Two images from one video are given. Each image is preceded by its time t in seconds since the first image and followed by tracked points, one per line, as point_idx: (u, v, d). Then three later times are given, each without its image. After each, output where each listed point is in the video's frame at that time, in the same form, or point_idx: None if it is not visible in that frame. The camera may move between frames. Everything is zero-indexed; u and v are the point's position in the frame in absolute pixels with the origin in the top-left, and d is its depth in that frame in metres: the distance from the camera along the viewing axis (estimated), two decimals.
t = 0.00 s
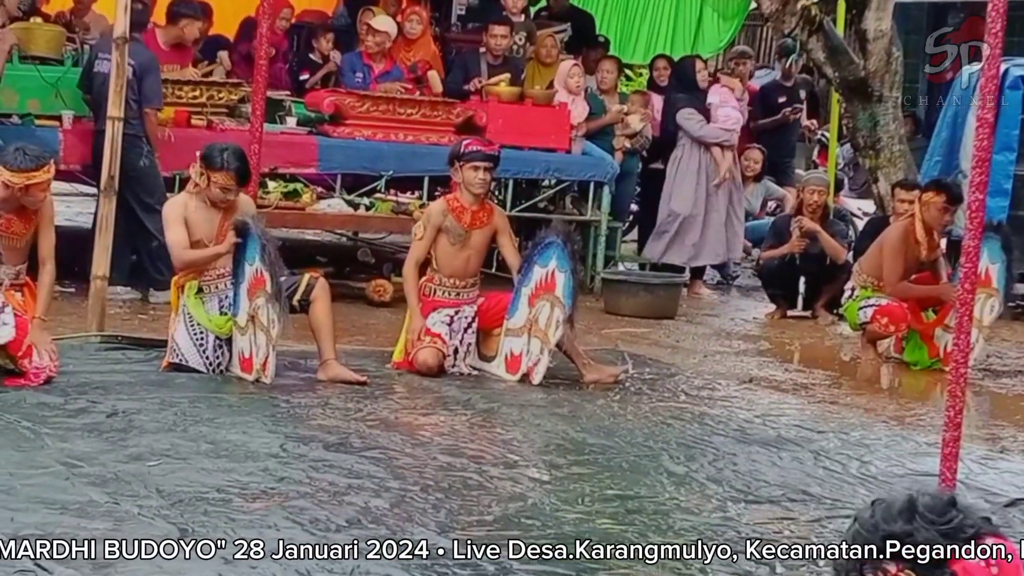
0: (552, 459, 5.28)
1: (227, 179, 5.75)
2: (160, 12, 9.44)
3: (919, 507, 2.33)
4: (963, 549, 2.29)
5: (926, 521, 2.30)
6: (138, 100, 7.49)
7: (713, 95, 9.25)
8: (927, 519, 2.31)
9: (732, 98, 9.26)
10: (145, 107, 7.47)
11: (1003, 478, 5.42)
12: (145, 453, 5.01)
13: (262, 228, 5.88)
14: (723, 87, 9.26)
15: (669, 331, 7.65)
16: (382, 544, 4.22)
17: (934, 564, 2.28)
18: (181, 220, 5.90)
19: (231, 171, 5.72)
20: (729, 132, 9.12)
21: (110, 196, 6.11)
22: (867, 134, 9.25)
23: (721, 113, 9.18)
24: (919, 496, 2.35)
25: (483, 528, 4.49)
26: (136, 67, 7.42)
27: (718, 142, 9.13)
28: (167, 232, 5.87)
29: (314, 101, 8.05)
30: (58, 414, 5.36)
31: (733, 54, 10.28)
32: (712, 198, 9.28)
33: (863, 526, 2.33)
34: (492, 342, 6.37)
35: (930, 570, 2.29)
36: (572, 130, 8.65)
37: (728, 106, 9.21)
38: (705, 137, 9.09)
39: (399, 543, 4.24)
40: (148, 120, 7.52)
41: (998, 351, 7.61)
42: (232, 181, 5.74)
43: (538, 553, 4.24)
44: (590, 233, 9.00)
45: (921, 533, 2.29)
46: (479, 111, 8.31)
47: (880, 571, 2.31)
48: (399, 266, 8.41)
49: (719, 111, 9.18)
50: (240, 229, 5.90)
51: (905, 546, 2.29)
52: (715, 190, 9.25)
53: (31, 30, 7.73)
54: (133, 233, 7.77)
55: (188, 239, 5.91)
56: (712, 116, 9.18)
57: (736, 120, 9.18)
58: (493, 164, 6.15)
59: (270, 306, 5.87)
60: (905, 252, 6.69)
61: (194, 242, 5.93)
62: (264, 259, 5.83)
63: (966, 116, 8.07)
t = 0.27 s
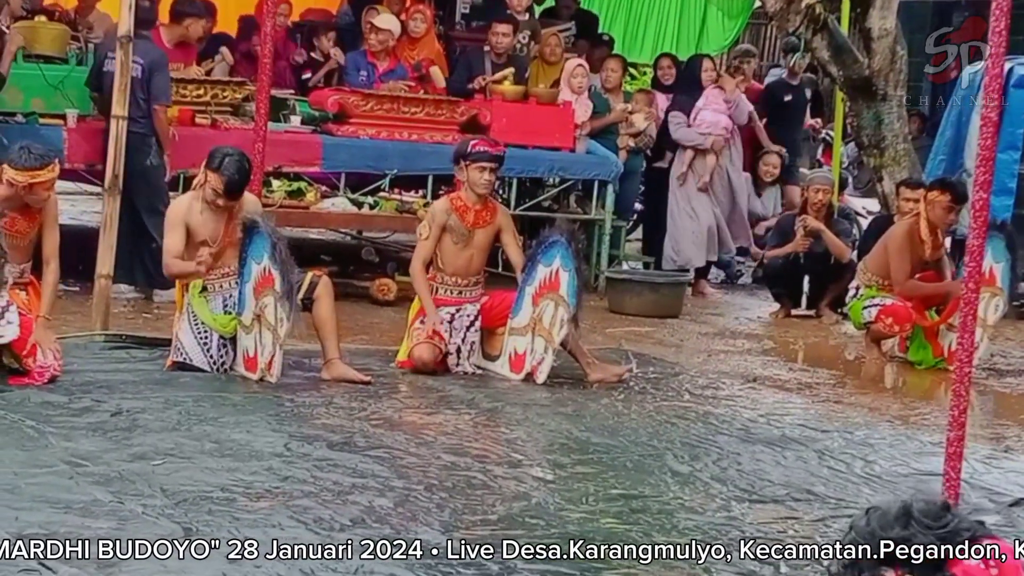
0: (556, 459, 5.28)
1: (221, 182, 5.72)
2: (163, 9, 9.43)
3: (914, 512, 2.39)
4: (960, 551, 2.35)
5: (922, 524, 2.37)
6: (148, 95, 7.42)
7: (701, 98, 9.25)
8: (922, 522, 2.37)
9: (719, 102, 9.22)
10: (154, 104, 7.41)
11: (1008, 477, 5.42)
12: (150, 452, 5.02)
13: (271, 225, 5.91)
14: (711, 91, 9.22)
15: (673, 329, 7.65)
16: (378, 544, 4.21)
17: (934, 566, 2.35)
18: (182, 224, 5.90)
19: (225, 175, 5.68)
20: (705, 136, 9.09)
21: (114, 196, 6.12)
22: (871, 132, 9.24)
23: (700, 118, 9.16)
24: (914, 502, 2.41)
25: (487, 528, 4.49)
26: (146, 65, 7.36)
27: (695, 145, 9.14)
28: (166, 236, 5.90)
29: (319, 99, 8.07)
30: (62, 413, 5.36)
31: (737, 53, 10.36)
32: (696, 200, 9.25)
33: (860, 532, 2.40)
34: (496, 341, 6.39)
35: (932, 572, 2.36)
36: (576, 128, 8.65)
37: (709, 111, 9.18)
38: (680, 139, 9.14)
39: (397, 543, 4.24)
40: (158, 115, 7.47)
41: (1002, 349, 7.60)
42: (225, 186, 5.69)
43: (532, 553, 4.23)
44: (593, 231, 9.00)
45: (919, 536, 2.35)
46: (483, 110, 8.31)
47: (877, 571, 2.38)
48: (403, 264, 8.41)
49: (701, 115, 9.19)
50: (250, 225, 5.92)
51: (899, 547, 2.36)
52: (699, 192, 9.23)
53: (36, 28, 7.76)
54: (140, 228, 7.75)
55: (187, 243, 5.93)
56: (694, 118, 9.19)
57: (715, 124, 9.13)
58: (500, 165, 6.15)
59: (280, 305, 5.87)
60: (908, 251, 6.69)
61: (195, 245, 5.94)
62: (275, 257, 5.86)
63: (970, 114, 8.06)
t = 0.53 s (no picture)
0: (559, 458, 5.28)
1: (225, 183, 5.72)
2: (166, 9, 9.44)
3: (913, 512, 2.36)
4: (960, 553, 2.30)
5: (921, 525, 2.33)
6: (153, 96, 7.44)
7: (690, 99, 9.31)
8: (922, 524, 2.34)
9: (704, 103, 9.23)
10: (158, 104, 7.42)
11: (1011, 477, 5.43)
12: (153, 451, 5.01)
13: (268, 224, 5.91)
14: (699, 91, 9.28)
15: (676, 328, 7.65)
16: (371, 544, 4.19)
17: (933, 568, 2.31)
18: (186, 225, 5.83)
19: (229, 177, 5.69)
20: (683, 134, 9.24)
21: (116, 194, 6.12)
22: (875, 132, 9.23)
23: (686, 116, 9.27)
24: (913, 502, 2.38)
25: (490, 526, 4.49)
26: (150, 65, 7.38)
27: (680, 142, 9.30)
28: (169, 237, 5.82)
29: (323, 97, 8.03)
30: (65, 412, 5.36)
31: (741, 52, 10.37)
32: (680, 199, 9.32)
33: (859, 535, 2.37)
34: (498, 341, 6.36)
35: (935, 571, 2.32)
36: (580, 128, 8.64)
37: (692, 110, 9.24)
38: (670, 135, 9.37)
39: (392, 542, 4.22)
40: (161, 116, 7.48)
41: (1006, 349, 7.60)
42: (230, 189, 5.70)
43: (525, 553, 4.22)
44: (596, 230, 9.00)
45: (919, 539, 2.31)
46: (487, 108, 8.31)
47: (878, 572, 2.34)
48: (406, 263, 8.41)
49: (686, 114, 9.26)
50: (247, 225, 5.92)
51: (893, 548, 2.32)
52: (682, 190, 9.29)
53: (39, 27, 7.77)
54: (145, 225, 7.74)
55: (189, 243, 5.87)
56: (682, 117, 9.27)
57: (693, 123, 9.18)
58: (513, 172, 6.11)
59: (277, 304, 5.89)
60: (910, 250, 6.68)
61: (197, 245, 5.91)
62: (271, 257, 5.87)
63: (973, 114, 8.05)
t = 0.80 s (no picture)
0: (562, 457, 5.28)
1: (227, 181, 5.73)
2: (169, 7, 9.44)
3: (915, 510, 2.50)
4: (959, 551, 2.46)
5: (923, 523, 2.47)
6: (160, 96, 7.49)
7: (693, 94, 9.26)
8: (923, 521, 2.47)
9: (710, 99, 9.19)
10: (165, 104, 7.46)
11: (1014, 476, 5.45)
12: (155, 450, 5.01)
13: (272, 224, 5.87)
14: (704, 87, 9.22)
15: (678, 327, 7.64)
16: (369, 544, 4.19)
17: (933, 566, 2.45)
18: (189, 221, 5.85)
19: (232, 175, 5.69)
20: (690, 131, 9.15)
21: (119, 193, 6.12)
22: (877, 131, 9.22)
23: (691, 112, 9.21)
24: (914, 500, 2.53)
25: (493, 526, 4.49)
26: (159, 65, 7.44)
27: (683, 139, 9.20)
28: (172, 233, 5.83)
29: (325, 97, 8.03)
30: (68, 410, 5.36)
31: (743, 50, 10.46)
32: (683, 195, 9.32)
33: (861, 533, 2.52)
34: (499, 341, 6.34)
35: (937, 570, 2.46)
36: (582, 127, 8.63)
37: (700, 106, 9.19)
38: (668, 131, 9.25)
39: (387, 542, 4.20)
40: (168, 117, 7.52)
41: (1008, 348, 7.59)
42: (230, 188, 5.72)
43: (524, 553, 4.22)
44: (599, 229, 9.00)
45: (919, 537, 2.45)
46: (489, 108, 8.27)
47: (880, 570, 2.50)
48: (408, 262, 8.41)
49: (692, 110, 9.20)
50: (251, 225, 5.88)
51: (891, 547, 2.48)
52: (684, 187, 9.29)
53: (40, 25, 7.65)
54: (151, 223, 7.76)
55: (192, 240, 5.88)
56: (687, 113, 9.22)
57: (701, 120, 9.14)
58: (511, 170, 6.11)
59: (280, 304, 5.87)
60: (914, 249, 6.63)
61: (201, 242, 5.92)
62: (275, 255, 5.84)
63: (976, 113, 8.04)
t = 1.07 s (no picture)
0: (563, 456, 5.28)
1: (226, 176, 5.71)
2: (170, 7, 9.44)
3: (911, 508, 2.18)
4: (960, 550, 2.15)
5: (920, 522, 2.16)
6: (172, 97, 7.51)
7: (700, 91, 9.08)
8: (919, 521, 2.17)
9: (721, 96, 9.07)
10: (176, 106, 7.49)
11: (1016, 475, 5.46)
12: (156, 449, 5.01)
13: (272, 223, 5.88)
14: (712, 84, 9.07)
15: (680, 327, 7.64)
16: (367, 544, 4.18)
17: (931, 566, 2.14)
18: (196, 215, 5.87)
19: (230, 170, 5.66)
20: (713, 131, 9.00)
21: (121, 192, 6.09)
22: (879, 130, 9.21)
23: (706, 111, 9.03)
24: (909, 497, 2.21)
25: (495, 525, 4.48)
26: (169, 65, 7.46)
27: (702, 139, 9.03)
28: (181, 226, 5.84)
29: (326, 97, 8.02)
30: (70, 409, 5.36)
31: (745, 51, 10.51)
32: (699, 195, 9.19)
33: (854, 532, 2.21)
34: (500, 340, 6.35)
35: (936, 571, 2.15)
36: (584, 126, 8.63)
37: (715, 104, 9.04)
38: (686, 133, 9.01)
39: (385, 541, 4.20)
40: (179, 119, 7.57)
41: (1010, 348, 7.59)
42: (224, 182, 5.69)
43: (520, 553, 4.20)
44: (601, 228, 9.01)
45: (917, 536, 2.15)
46: (491, 107, 8.24)
47: (877, 571, 2.17)
48: (409, 262, 8.41)
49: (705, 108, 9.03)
50: (252, 224, 5.90)
51: (889, 547, 2.16)
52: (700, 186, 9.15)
53: (43, 24, 7.63)
54: (156, 222, 7.81)
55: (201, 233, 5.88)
56: (698, 111, 9.05)
57: (721, 120, 9.02)
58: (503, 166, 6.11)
59: (281, 301, 5.85)
60: (916, 248, 6.58)
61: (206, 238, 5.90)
62: (275, 255, 5.83)
63: (978, 112, 8.02)
